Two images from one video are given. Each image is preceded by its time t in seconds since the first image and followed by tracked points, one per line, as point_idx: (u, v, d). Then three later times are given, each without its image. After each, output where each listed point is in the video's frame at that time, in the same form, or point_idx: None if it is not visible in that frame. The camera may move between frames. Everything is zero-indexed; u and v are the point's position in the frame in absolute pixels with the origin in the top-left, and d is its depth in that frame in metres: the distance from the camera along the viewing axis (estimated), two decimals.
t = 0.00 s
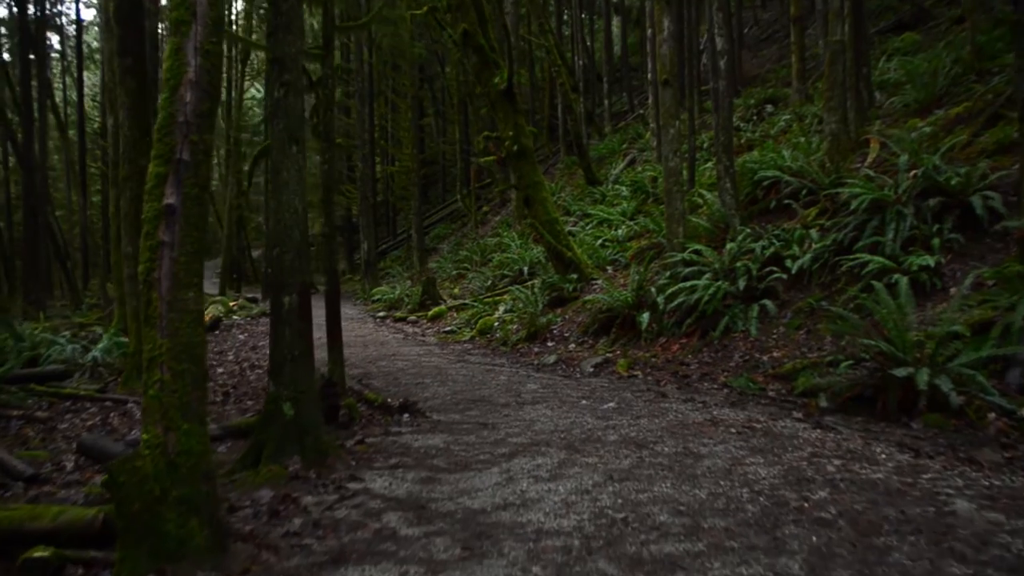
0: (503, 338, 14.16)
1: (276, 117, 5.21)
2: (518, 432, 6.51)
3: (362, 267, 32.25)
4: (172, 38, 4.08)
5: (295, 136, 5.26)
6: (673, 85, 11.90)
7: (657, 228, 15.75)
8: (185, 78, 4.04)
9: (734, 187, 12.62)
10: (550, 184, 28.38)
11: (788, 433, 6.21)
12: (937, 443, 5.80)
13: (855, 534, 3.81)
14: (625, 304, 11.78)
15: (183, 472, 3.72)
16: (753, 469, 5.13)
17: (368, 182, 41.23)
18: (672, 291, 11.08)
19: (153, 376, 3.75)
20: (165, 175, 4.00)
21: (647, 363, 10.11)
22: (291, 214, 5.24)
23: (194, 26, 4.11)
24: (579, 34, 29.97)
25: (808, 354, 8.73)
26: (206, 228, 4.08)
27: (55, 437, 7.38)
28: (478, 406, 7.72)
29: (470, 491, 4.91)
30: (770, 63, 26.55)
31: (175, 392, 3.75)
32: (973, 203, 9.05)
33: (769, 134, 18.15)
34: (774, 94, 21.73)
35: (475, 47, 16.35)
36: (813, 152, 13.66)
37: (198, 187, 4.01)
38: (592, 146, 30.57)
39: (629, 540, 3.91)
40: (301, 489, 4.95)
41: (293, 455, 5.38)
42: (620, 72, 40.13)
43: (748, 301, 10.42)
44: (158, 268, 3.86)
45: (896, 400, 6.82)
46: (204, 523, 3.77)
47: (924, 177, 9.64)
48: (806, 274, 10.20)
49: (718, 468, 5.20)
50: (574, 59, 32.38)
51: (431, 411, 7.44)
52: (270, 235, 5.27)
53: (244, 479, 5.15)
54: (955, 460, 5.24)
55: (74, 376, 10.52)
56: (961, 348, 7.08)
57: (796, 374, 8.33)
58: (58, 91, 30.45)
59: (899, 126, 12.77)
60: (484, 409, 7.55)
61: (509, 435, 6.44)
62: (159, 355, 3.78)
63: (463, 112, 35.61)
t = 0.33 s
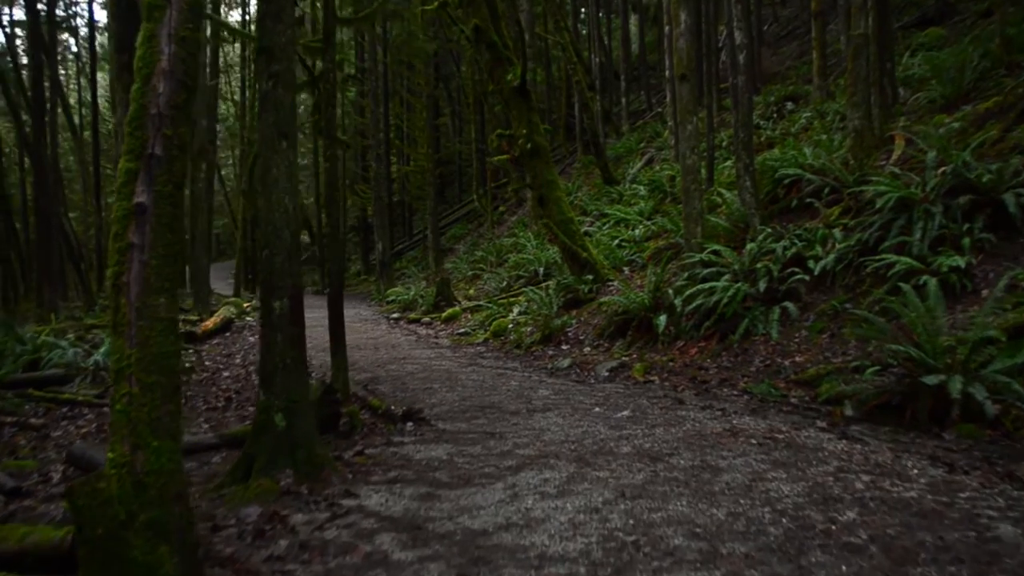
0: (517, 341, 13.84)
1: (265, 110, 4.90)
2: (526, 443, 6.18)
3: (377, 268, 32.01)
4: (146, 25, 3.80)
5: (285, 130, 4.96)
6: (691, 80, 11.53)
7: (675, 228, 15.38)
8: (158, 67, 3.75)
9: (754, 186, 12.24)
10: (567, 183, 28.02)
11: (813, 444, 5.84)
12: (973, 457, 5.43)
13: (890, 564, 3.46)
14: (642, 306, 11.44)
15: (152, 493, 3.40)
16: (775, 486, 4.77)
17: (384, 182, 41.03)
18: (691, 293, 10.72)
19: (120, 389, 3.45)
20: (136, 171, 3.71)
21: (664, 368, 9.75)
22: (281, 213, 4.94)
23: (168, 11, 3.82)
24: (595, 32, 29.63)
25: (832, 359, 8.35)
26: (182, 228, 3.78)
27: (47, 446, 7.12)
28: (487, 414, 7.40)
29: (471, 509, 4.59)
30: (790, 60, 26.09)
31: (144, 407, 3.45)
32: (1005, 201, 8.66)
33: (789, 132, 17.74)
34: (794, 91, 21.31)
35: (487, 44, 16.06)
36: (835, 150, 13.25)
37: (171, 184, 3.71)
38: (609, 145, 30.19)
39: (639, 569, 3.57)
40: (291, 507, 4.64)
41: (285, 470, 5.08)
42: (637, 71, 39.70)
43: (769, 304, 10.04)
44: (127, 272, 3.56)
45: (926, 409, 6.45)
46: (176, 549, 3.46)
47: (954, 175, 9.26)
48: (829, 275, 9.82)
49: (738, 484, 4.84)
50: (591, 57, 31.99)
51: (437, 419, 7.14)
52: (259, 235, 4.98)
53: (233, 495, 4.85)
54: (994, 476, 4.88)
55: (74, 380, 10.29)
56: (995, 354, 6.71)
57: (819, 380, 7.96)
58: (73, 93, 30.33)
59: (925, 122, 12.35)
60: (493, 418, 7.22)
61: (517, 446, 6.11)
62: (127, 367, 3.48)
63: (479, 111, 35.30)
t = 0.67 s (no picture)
0: (531, 345, 13.53)
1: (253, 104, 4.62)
2: (534, 455, 5.87)
3: (393, 270, 31.81)
4: (118, 11, 3.51)
5: (276, 125, 4.67)
6: (710, 76, 11.17)
7: (694, 229, 15.03)
8: (130, 57, 3.46)
9: (776, 185, 11.87)
10: (584, 184, 27.68)
11: (838, 457, 5.50)
12: (1012, 472, 5.08)
13: None
14: (659, 309, 11.11)
15: (117, 519, 3.14)
16: (800, 505, 4.43)
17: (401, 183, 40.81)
18: (709, 296, 10.38)
19: (84, 406, 3.19)
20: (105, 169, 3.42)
21: (681, 373, 9.41)
22: (272, 214, 4.66)
23: None
24: (614, 32, 29.28)
25: (857, 365, 7.99)
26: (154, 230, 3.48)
27: (38, 456, 6.88)
28: (496, 423, 7.09)
29: (472, 531, 4.28)
30: (811, 57, 25.63)
31: (111, 425, 3.19)
32: None
33: (811, 131, 17.32)
34: (815, 89, 20.88)
35: (501, 41, 15.80)
36: (860, 147, 12.85)
37: (143, 182, 3.41)
38: (627, 145, 29.82)
39: None
40: (281, 527, 4.37)
41: (277, 485, 4.82)
42: (656, 70, 39.29)
43: (791, 307, 9.69)
44: (93, 278, 3.27)
45: (960, 420, 6.09)
46: None
47: (984, 172, 8.89)
48: (853, 277, 9.46)
49: (760, 503, 4.50)
50: (609, 56, 31.60)
51: (444, 429, 6.85)
52: (250, 238, 4.71)
53: (221, 513, 4.57)
54: None
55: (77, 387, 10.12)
56: None
57: (843, 388, 7.60)
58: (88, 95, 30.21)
59: (952, 118, 11.95)
60: (502, 427, 6.92)
61: (525, 458, 5.80)
62: (92, 382, 3.21)
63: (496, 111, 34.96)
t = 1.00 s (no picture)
0: (547, 350, 13.22)
1: (237, 98, 4.36)
2: (544, 471, 5.54)
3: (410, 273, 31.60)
4: None
5: (262, 120, 4.40)
6: (730, 72, 10.81)
7: (714, 230, 14.67)
8: (93, 42, 3.20)
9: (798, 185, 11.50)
10: (603, 185, 27.34)
11: (867, 473, 5.14)
12: None
13: None
14: (677, 314, 10.77)
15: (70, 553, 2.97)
16: (828, 529, 4.07)
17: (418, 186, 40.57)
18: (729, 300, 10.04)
19: (35, 426, 3.00)
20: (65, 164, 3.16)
21: (700, 380, 9.05)
22: (259, 215, 4.40)
23: None
24: (632, 32, 28.90)
25: (883, 372, 7.62)
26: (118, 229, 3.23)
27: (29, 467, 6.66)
28: (504, 434, 6.78)
29: (469, 557, 3.97)
30: (833, 55, 25.18)
31: (64, 447, 3.00)
32: None
33: (833, 130, 16.89)
34: (838, 87, 20.46)
35: (516, 39, 15.52)
36: (885, 146, 12.45)
37: (105, 180, 3.16)
38: (646, 145, 29.45)
39: None
40: (265, 550, 4.09)
41: (266, 503, 4.53)
42: (675, 71, 38.88)
43: (814, 312, 9.32)
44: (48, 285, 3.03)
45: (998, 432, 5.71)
46: None
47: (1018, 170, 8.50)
48: (880, 280, 9.08)
49: (783, 526, 4.16)
50: (627, 56, 31.23)
51: (450, 441, 6.56)
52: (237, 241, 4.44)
53: (205, 535, 4.29)
54: None
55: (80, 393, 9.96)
56: None
57: (870, 396, 7.22)
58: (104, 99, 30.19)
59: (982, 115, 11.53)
60: (511, 439, 6.60)
61: (532, 473, 5.48)
62: (44, 401, 3.01)
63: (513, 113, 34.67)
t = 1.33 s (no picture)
0: (563, 355, 12.90)
1: (218, 91, 4.17)
2: (553, 488, 5.22)
3: (428, 276, 31.38)
4: None
5: (245, 114, 4.20)
6: (750, 68, 10.46)
7: (735, 233, 14.29)
8: (47, 26, 3.23)
9: (822, 185, 11.10)
10: (622, 188, 26.96)
11: (898, 492, 4.77)
12: None
13: None
14: (697, 319, 10.41)
15: None
16: (858, 556, 3.73)
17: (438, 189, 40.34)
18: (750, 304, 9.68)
19: None
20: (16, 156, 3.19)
21: (721, 388, 8.67)
22: (243, 216, 4.20)
23: None
24: (652, 32, 28.52)
25: (912, 380, 7.24)
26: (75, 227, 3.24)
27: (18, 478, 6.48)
28: (513, 446, 6.47)
29: None
30: (856, 54, 24.69)
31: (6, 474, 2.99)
32: None
33: (857, 130, 16.45)
34: (862, 86, 20.00)
35: (531, 36, 15.27)
36: (913, 144, 12.03)
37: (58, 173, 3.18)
38: (665, 147, 29.04)
39: None
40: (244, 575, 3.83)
41: (251, 525, 4.26)
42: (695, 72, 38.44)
43: (839, 317, 8.94)
44: None
45: None
46: None
47: None
48: (908, 284, 8.70)
49: (809, 553, 3.82)
50: (646, 57, 30.83)
51: (457, 454, 6.23)
52: (219, 244, 4.23)
53: (184, 558, 4.02)
54: None
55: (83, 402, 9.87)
56: None
57: (899, 405, 6.85)
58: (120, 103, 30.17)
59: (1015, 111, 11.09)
60: (521, 452, 6.28)
61: (540, 490, 5.16)
62: None
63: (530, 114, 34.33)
